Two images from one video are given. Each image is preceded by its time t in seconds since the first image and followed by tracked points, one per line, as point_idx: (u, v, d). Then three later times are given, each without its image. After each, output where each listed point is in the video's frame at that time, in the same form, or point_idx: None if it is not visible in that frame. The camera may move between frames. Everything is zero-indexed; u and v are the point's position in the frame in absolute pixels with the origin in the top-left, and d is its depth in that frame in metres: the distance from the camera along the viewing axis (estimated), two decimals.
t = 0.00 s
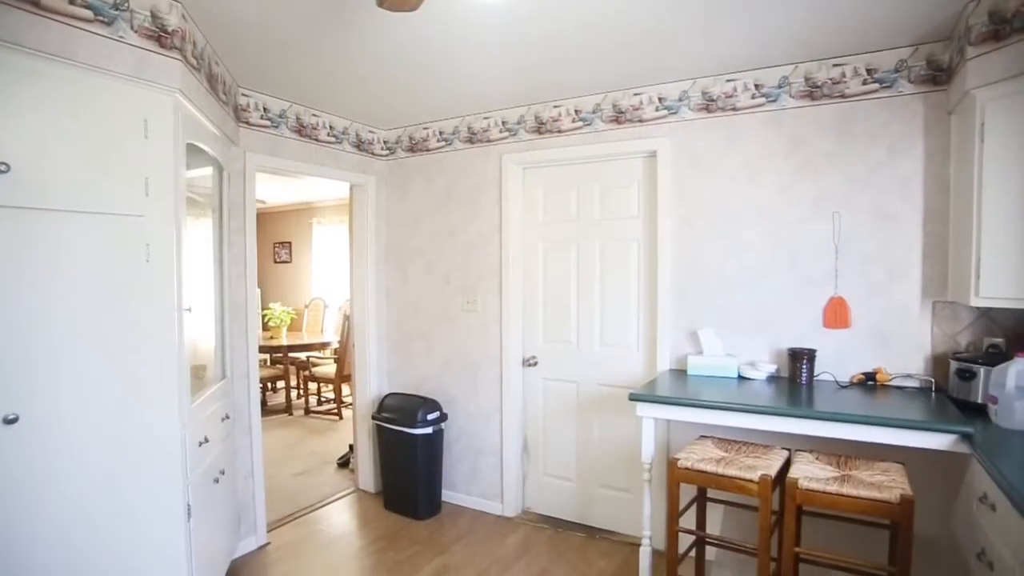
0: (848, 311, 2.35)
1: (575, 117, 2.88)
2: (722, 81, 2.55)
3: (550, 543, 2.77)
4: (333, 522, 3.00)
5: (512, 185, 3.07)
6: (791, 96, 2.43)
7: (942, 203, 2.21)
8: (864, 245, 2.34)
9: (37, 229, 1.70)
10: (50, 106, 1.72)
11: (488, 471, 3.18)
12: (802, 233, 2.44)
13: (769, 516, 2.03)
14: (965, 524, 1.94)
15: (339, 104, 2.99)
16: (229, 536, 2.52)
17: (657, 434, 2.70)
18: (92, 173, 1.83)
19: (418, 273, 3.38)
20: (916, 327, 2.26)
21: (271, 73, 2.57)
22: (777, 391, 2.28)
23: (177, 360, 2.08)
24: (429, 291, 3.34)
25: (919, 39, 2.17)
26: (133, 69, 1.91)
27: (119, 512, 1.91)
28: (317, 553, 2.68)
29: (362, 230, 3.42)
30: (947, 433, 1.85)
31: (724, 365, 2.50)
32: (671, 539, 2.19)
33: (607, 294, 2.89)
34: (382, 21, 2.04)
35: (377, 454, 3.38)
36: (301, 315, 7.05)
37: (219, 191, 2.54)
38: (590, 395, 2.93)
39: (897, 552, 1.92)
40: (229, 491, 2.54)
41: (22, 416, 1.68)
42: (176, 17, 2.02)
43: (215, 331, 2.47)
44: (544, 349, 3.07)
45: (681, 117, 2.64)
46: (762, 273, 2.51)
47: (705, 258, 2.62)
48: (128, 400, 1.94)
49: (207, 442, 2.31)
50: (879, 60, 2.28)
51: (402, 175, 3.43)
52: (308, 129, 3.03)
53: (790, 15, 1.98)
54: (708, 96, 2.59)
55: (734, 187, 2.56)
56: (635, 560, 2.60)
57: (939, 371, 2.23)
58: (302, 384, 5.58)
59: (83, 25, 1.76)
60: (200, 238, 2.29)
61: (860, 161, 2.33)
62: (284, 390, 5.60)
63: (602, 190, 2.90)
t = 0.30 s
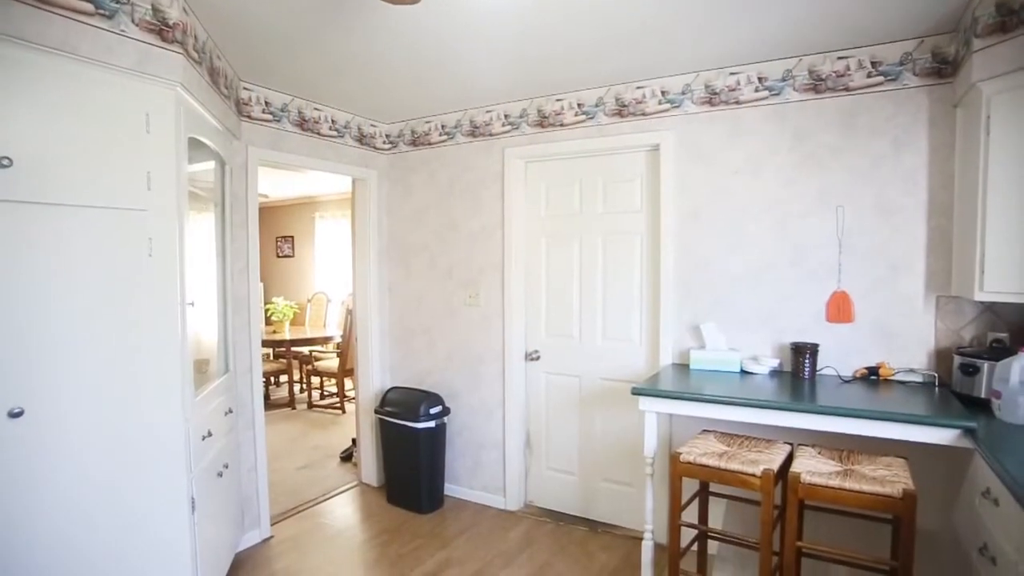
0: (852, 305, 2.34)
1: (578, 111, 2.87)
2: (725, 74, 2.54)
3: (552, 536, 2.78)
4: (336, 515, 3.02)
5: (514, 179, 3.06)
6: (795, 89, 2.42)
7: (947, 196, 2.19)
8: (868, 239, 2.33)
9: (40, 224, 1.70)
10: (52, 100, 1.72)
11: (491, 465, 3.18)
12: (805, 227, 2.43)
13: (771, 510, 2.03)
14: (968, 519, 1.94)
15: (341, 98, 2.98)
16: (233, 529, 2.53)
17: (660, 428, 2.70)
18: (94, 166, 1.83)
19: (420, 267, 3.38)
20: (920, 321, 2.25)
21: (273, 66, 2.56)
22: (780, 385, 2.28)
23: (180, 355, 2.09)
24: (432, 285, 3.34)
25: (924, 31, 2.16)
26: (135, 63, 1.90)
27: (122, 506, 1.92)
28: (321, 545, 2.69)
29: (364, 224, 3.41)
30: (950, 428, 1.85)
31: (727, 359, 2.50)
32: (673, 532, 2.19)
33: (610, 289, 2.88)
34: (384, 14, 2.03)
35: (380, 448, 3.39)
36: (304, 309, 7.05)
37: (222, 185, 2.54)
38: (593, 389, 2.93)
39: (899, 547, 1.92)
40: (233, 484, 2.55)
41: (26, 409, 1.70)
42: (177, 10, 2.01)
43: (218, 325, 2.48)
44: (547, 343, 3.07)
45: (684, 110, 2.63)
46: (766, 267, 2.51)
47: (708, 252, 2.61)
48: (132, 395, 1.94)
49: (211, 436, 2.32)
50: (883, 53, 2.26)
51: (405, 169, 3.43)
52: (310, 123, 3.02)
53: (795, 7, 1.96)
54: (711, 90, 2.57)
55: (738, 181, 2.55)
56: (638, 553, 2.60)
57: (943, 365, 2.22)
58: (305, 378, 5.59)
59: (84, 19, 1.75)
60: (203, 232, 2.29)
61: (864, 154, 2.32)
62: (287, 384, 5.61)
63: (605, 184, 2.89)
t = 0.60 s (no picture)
0: (881, 306, 2.29)
1: (601, 110, 2.86)
2: (750, 71, 2.50)
3: (574, 536, 2.77)
4: (359, 512, 3.04)
5: (536, 179, 3.06)
6: (822, 86, 2.38)
7: (982, 194, 2.13)
8: (899, 238, 2.28)
9: (76, 224, 1.76)
10: (89, 103, 1.77)
11: (512, 464, 3.18)
12: (834, 226, 2.38)
13: (797, 514, 2.00)
14: (1004, 526, 1.89)
15: (364, 99, 3.01)
16: (259, 524, 2.57)
17: (683, 429, 2.67)
18: (126, 168, 1.87)
19: (443, 266, 3.40)
20: (953, 322, 2.20)
21: (299, 69, 2.59)
22: (806, 387, 2.25)
23: (208, 352, 2.13)
24: (454, 284, 3.36)
25: (959, 25, 2.10)
26: (165, 67, 1.95)
27: (150, 500, 1.96)
28: (344, 542, 2.72)
29: (388, 224, 3.44)
30: (984, 433, 1.80)
31: (751, 360, 2.47)
32: (697, 535, 2.17)
33: (633, 288, 2.86)
34: (409, 15, 2.05)
35: (402, 446, 3.41)
36: (327, 309, 7.13)
37: (249, 185, 2.58)
38: (615, 389, 2.92)
39: (931, 553, 1.87)
40: (258, 481, 2.59)
41: (64, 405, 1.75)
42: (205, 15, 2.05)
43: (245, 324, 2.52)
44: (569, 343, 3.06)
45: (708, 108, 2.60)
46: (792, 267, 2.46)
47: (733, 251, 2.57)
48: (161, 391, 1.99)
49: (238, 433, 2.36)
50: (915, 48, 2.21)
51: (428, 169, 3.45)
52: (335, 124, 3.05)
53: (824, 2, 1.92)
54: (736, 87, 2.54)
55: (763, 179, 2.51)
56: (660, 555, 2.58)
57: (977, 368, 2.16)
58: (329, 376, 5.65)
59: (117, 25, 1.81)
60: (230, 232, 2.33)
61: (895, 152, 2.27)
62: (311, 382, 5.68)
63: (627, 184, 2.87)
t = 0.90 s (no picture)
0: (915, 308, 2.20)
1: (627, 109, 2.84)
2: (780, 69, 2.46)
3: (599, 538, 2.76)
4: (385, 510, 3.07)
5: (562, 179, 3.05)
6: (855, 83, 2.32)
7: None
8: (936, 238, 2.21)
9: (113, 226, 1.81)
10: (126, 108, 1.83)
11: (537, 465, 3.18)
12: (868, 225, 2.33)
13: (828, 519, 1.96)
14: None
15: (391, 101, 3.04)
16: (288, 520, 2.61)
17: (710, 431, 2.64)
18: (161, 171, 1.92)
19: (469, 266, 3.41)
20: (994, 325, 2.12)
21: (328, 71, 2.63)
22: (838, 390, 2.20)
23: (239, 350, 2.17)
24: (480, 284, 3.37)
25: (1001, 16, 2.03)
26: (198, 71, 2.00)
27: (182, 495, 2.01)
28: (371, 540, 2.75)
29: (414, 224, 3.46)
30: None
31: (781, 362, 2.42)
32: (724, 539, 2.14)
33: (659, 289, 2.84)
34: (437, 17, 2.06)
35: (427, 445, 3.44)
36: (354, 308, 7.21)
37: (278, 187, 2.62)
38: (641, 390, 2.89)
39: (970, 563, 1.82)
40: (287, 477, 2.63)
41: (104, 400, 1.81)
42: (237, 20, 2.10)
43: (274, 323, 2.56)
44: (594, 343, 3.04)
45: (736, 107, 2.56)
46: (824, 268, 2.41)
47: (763, 252, 2.53)
48: (194, 389, 2.03)
49: (267, 430, 2.40)
50: (954, 41, 2.14)
51: (454, 169, 3.46)
52: (362, 126, 3.09)
53: None
54: (765, 85, 2.50)
55: (794, 178, 2.46)
56: (687, 559, 2.55)
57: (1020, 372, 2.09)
58: (355, 375, 5.72)
59: (154, 32, 1.87)
60: (260, 232, 2.37)
61: (932, 149, 2.21)
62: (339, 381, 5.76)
63: (654, 183, 2.84)
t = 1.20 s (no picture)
0: (955, 309, 2.12)
1: (656, 108, 2.81)
2: (813, 65, 2.41)
3: (627, 540, 2.74)
4: (412, 509, 3.09)
5: (590, 179, 3.03)
6: (892, 78, 2.26)
7: None
8: (978, 238, 2.14)
9: (149, 227, 1.86)
10: (163, 112, 1.88)
11: (563, 465, 3.18)
12: (906, 224, 2.26)
13: (863, 527, 1.91)
14: None
15: (420, 101, 3.06)
16: (317, 517, 2.65)
17: (739, 434, 2.59)
18: (195, 172, 1.97)
19: (497, 266, 3.42)
20: None
21: (358, 74, 2.66)
22: (874, 393, 2.14)
23: (270, 348, 2.21)
24: (508, 284, 3.37)
25: None
26: (233, 75, 2.04)
27: (214, 490, 2.05)
28: (399, 537, 2.77)
29: (443, 225, 3.49)
30: None
31: (814, 365, 2.37)
32: (754, 543, 2.11)
33: (688, 289, 2.80)
34: (467, 18, 2.07)
35: (455, 445, 3.45)
36: (382, 308, 7.29)
37: (309, 187, 2.66)
38: (669, 392, 2.87)
39: None
40: (317, 474, 2.67)
41: (142, 396, 1.87)
42: (270, 24, 2.13)
43: (304, 322, 2.60)
44: (623, 344, 3.02)
45: (768, 105, 2.52)
46: (860, 268, 2.35)
47: (797, 252, 2.48)
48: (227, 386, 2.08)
49: (297, 427, 2.43)
50: (999, 33, 2.07)
51: (482, 169, 3.48)
52: (391, 126, 3.11)
53: None
54: (797, 82, 2.45)
55: (829, 176, 2.41)
56: (716, 563, 2.52)
57: None
58: (383, 373, 5.79)
59: (191, 38, 1.93)
60: (292, 232, 2.41)
61: (974, 145, 2.13)
62: (367, 379, 5.83)
63: (684, 183, 2.81)
